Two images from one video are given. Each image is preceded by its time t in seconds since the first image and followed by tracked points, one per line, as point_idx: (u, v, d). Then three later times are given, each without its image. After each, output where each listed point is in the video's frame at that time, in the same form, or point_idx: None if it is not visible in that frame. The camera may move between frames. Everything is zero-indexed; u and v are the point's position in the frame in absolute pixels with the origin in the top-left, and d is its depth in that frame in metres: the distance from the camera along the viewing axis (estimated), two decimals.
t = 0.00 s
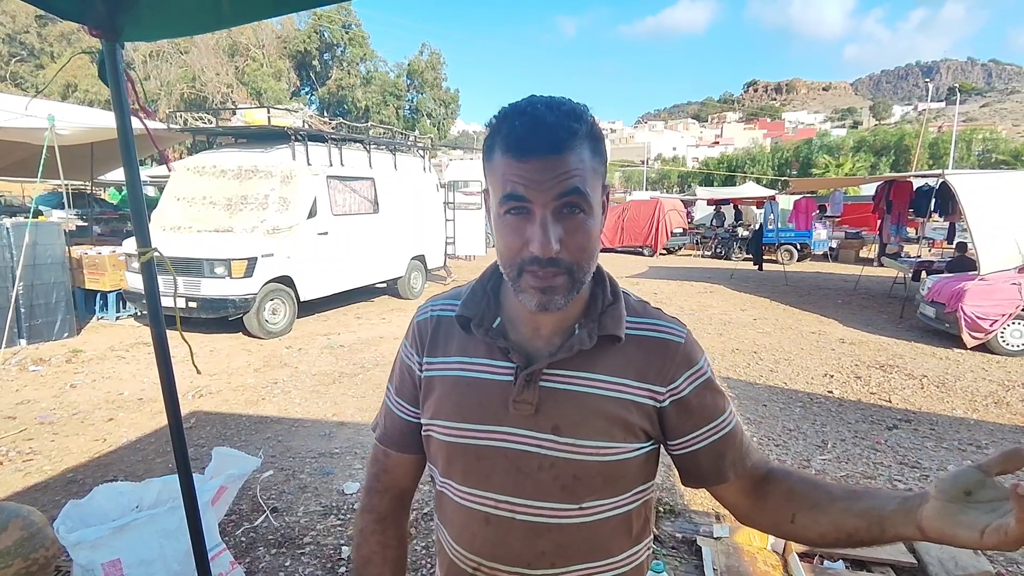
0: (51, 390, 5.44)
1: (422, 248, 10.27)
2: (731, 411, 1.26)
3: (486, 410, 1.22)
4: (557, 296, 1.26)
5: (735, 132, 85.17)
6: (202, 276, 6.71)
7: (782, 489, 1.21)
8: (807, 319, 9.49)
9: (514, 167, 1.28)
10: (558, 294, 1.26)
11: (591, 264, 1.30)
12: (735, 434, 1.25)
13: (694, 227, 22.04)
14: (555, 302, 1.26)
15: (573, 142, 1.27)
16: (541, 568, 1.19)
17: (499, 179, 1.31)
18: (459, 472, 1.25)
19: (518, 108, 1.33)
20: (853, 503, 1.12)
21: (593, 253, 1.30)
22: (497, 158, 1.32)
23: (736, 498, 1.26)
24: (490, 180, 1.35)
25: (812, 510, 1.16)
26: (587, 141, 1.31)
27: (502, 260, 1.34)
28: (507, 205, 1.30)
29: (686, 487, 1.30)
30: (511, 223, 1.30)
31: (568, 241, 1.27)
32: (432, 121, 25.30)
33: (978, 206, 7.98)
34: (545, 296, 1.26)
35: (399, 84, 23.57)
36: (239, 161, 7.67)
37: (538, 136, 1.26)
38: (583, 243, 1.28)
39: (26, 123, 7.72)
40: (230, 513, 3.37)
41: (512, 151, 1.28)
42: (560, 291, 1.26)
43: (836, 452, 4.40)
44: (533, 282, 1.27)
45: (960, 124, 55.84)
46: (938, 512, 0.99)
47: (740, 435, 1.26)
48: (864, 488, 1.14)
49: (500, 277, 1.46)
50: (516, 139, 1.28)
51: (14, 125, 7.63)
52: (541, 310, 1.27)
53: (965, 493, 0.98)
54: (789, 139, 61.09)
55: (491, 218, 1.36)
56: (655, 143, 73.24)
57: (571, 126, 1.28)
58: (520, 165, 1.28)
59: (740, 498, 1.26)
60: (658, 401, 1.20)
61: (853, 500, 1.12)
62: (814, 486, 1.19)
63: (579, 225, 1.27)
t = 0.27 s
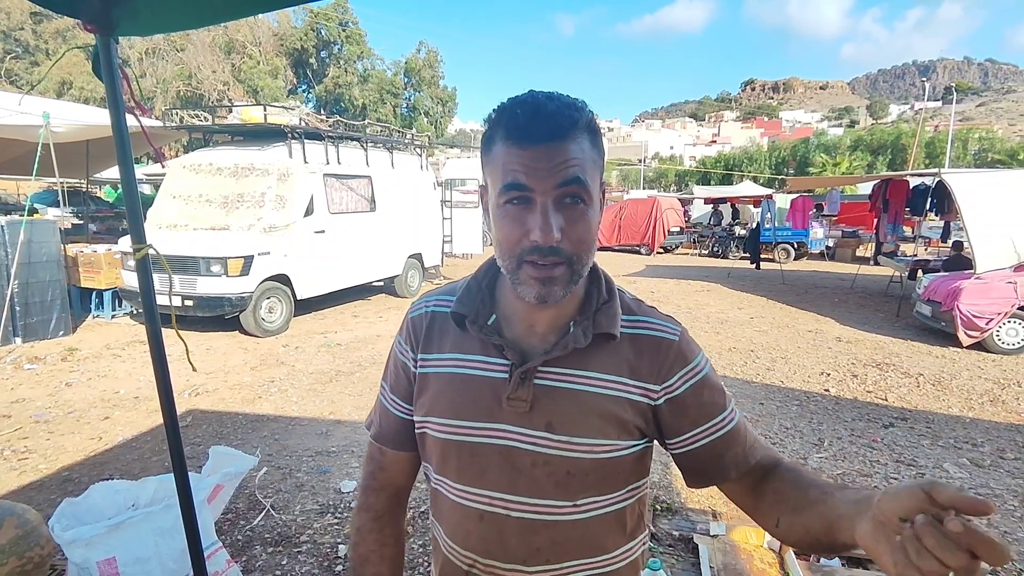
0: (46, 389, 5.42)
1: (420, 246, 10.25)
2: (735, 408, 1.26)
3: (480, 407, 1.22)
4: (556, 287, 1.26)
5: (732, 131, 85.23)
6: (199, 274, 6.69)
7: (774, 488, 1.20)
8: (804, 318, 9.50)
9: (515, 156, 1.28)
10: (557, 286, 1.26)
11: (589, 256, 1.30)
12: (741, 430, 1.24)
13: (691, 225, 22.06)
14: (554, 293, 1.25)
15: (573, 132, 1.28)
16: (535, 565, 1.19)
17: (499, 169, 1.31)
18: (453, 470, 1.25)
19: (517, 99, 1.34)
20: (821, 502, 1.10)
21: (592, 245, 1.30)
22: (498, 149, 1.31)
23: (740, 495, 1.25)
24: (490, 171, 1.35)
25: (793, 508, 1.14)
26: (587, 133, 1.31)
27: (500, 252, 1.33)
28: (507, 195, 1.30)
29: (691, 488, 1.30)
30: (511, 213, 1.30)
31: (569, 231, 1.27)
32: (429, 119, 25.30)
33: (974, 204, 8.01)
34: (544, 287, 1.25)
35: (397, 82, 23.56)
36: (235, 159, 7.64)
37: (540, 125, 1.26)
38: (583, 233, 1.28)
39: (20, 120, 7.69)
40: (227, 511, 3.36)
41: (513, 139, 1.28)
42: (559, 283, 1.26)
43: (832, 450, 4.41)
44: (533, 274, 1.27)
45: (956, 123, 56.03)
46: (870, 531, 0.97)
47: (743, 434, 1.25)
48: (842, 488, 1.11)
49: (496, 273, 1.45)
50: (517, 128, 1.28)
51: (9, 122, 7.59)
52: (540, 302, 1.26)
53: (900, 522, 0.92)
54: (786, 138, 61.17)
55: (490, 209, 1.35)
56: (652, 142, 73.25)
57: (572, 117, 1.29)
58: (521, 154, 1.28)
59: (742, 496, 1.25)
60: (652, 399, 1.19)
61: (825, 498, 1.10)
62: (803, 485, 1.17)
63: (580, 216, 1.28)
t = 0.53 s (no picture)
0: (43, 387, 5.41)
1: (418, 244, 10.25)
2: (735, 400, 1.25)
3: (474, 403, 1.21)
4: (556, 274, 1.25)
5: (730, 129, 85.24)
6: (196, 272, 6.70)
7: (772, 468, 1.18)
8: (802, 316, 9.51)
9: (523, 141, 1.28)
10: (558, 273, 1.25)
11: (590, 246, 1.30)
12: (744, 423, 1.23)
13: (689, 224, 22.07)
14: (555, 280, 1.25)
15: (579, 123, 1.29)
16: (528, 562, 1.19)
17: (504, 155, 1.31)
18: (447, 466, 1.25)
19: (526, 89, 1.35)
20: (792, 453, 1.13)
21: (593, 234, 1.31)
22: (505, 134, 1.31)
23: (742, 493, 1.22)
24: (495, 158, 1.34)
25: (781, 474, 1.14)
26: (592, 126, 1.33)
27: (501, 239, 1.32)
28: (512, 179, 1.29)
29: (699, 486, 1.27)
30: (515, 198, 1.29)
31: (573, 216, 1.26)
32: (427, 117, 25.31)
33: (972, 203, 8.01)
34: (545, 272, 1.25)
35: (395, 80, 23.59)
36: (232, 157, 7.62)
37: (549, 112, 1.27)
38: (586, 220, 1.28)
39: (17, 117, 7.65)
40: (224, 509, 3.36)
41: (521, 125, 1.29)
42: (560, 269, 1.25)
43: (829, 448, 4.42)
44: (535, 259, 1.26)
45: (953, 122, 56.13)
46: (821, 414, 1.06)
47: (745, 430, 1.23)
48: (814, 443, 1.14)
49: (494, 269, 1.45)
50: (525, 114, 1.29)
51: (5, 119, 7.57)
52: (540, 290, 1.25)
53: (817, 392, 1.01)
54: (783, 137, 61.19)
55: (493, 196, 1.34)
56: (650, 140, 73.24)
57: (580, 107, 1.30)
58: (529, 139, 1.28)
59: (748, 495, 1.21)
60: (647, 396, 1.19)
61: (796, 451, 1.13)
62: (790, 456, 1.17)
63: (583, 204, 1.28)
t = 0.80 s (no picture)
0: (42, 385, 5.40)
1: (417, 243, 10.24)
2: (729, 398, 1.23)
3: (463, 400, 1.22)
4: (534, 258, 1.25)
5: (730, 128, 85.20)
6: (195, 270, 6.70)
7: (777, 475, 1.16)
8: (801, 314, 9.51)
9: (503, 127, 1.30)
10: (535, 257, 1.25)
11: (571, 233, 1.29)
12: (736, 424, 1.21)
13: (689, 222, 22.07)
14: (533, 265, 1.25)
15: (561, 111, 1.29)
16: (519, 561, 1.18)
17: (487, 141, 1.33)
18: (439, 464, 1.25)
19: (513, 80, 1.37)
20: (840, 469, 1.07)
21: (574, 222, 1.30)
22: (488, 121, 1.33)
23: (737, 499, 1.20)
24: (479, 145, 1.37)
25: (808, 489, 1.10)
26: (578, 117, 1.33)
27: (483, 225, 1.34)
28: (492, 164, 1.31)
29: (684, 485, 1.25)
30: (495, 183, 1.31)
31: (550, 202, 1.27)
32: (426, 116, 25.32)
33: (971, 201, 8.01)
34: (523, 256, 1.25)
35: (394, 78, 23.63)
36: (231, 155, 7.60)
37: (530, 99, 1.28)
38: (565, 207, 1.28)
39: (15, 114, 7.64)
40: (223, 507, 3.35)
41: (503, 111, 1.30)
42: (537, 253, 1.25)
43: (828, 447, 4.42)
44: (512, 242, 1.27)
45: (952, 121, 56.12)
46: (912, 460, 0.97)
47: (739, 432, 1.20)
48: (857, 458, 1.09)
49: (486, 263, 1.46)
50: (508, 100, 1.30)
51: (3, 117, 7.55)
52: (518, 274, 1.26)
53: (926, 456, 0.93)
54: (782, 136, 61.21)
55: (476, 183, 1.37)
56: (649, 139, 73.22)
57: (564, 96, 1.31)
58: (510, 124, 1.29)
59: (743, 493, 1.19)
60: (639, 392, 1.17)
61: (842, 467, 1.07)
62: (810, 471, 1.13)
63: (562, 190, 1.28)
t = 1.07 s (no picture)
0: (41, 384, 5.39)
1: (416, 241, 10.23)
2: (713, 418, 1.25)
3: (465, 402, 1.21)
4: (532, 279, 1.25)
5: (729, 127, 85.16)
6: (195, 269, 6.69)
7: (744, 509, 1.22)
8: (801, 313, 9.51)
9: (493, 148, 1.27)
10: (534, 277, 1.25)
11: (569, 249, 1.28)
12: (712, 441, 1.24)
13: (688, 221, 22.06)
14: (531, 285, 1.25)
15: (551, 125, 1.25)
16: (521, 564, 1.18)
17: (477, 159, 1.30)
18: (439, 465, 1.24)
19: (500, 87, 1.32)
20: (822, 554, 1.13)
21: (571, 238, 1.28)
22: (477, 139, 1.30)
23: (703, 512, 1.26)
24: (470, 161, 1.34)
25: (779, 545, 1.17)
26: (568, 123, 1.28)
27: (479, 244, 1.33)
28: (484, 186, 1.29)
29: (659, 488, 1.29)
30: (489, 204, 1.30)
31: (545, 223, 1.25)
32: (426, 114, 25.31)
33: (971, 199, 8.01)
34: (520, 279, 1.25)
35: (393, 77, 23.61)
36: (230, 153, 7.58)
37: (517, 116, 1.24)
38: (560, 226, 1.26)
39: (14, 113, 7.62)
40: (222, 506, 3.35)
41: (491, 129, 1.27)
42: (535, 275, 1.25)
43: (828, 445, 4.42)
44: (510, 265, 1.26)
45: (952, 120, 56.08)
46: None
47: (715, 448, 1.25)
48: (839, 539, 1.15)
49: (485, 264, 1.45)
50: (495, 118, 1.27)
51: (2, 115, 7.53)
52: (517, 295, 1.25)
53: None
54: (782, 135, 61.19)
55: (470, 201, 1.35)
56: (649, 138, 73.19)
57: (552, 107, 1.26)
58: (498, 145, 1.26)
59: (708, 510, 1.25)
60: (641, 399, 1.18)
61: (824, 550, 1.13)
62: (785, 520, 1.19)
63: (557, 209, 1.26)
